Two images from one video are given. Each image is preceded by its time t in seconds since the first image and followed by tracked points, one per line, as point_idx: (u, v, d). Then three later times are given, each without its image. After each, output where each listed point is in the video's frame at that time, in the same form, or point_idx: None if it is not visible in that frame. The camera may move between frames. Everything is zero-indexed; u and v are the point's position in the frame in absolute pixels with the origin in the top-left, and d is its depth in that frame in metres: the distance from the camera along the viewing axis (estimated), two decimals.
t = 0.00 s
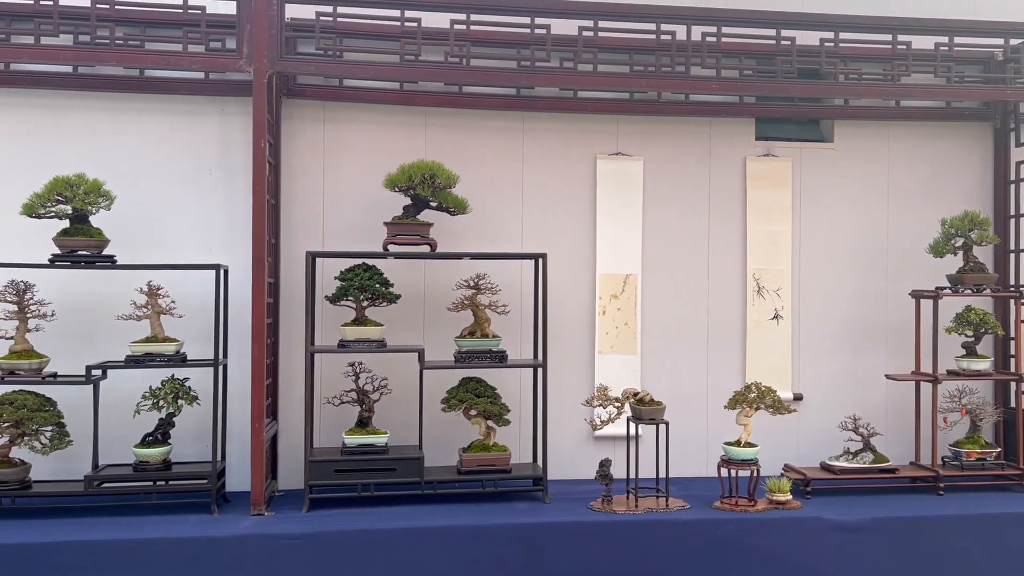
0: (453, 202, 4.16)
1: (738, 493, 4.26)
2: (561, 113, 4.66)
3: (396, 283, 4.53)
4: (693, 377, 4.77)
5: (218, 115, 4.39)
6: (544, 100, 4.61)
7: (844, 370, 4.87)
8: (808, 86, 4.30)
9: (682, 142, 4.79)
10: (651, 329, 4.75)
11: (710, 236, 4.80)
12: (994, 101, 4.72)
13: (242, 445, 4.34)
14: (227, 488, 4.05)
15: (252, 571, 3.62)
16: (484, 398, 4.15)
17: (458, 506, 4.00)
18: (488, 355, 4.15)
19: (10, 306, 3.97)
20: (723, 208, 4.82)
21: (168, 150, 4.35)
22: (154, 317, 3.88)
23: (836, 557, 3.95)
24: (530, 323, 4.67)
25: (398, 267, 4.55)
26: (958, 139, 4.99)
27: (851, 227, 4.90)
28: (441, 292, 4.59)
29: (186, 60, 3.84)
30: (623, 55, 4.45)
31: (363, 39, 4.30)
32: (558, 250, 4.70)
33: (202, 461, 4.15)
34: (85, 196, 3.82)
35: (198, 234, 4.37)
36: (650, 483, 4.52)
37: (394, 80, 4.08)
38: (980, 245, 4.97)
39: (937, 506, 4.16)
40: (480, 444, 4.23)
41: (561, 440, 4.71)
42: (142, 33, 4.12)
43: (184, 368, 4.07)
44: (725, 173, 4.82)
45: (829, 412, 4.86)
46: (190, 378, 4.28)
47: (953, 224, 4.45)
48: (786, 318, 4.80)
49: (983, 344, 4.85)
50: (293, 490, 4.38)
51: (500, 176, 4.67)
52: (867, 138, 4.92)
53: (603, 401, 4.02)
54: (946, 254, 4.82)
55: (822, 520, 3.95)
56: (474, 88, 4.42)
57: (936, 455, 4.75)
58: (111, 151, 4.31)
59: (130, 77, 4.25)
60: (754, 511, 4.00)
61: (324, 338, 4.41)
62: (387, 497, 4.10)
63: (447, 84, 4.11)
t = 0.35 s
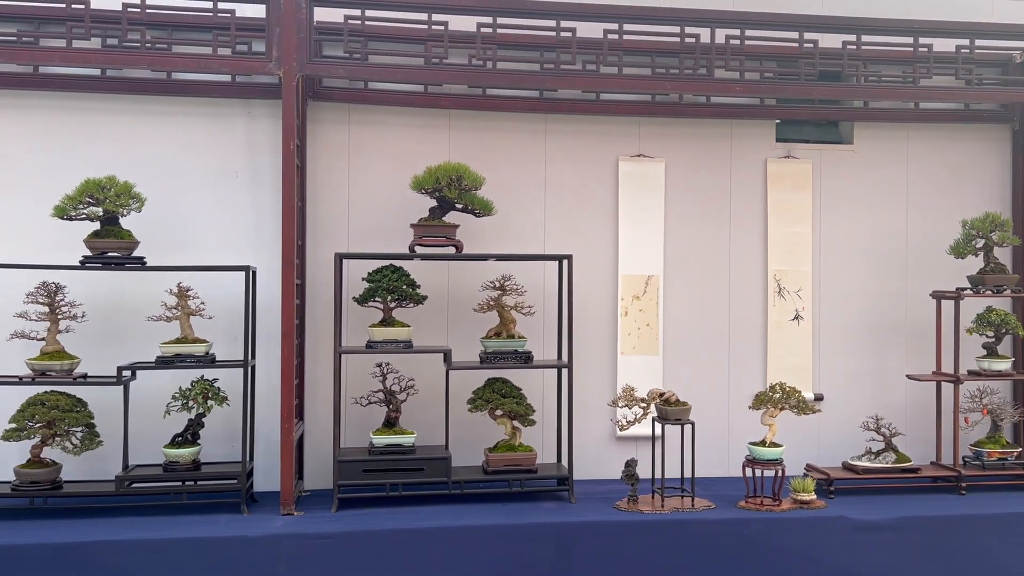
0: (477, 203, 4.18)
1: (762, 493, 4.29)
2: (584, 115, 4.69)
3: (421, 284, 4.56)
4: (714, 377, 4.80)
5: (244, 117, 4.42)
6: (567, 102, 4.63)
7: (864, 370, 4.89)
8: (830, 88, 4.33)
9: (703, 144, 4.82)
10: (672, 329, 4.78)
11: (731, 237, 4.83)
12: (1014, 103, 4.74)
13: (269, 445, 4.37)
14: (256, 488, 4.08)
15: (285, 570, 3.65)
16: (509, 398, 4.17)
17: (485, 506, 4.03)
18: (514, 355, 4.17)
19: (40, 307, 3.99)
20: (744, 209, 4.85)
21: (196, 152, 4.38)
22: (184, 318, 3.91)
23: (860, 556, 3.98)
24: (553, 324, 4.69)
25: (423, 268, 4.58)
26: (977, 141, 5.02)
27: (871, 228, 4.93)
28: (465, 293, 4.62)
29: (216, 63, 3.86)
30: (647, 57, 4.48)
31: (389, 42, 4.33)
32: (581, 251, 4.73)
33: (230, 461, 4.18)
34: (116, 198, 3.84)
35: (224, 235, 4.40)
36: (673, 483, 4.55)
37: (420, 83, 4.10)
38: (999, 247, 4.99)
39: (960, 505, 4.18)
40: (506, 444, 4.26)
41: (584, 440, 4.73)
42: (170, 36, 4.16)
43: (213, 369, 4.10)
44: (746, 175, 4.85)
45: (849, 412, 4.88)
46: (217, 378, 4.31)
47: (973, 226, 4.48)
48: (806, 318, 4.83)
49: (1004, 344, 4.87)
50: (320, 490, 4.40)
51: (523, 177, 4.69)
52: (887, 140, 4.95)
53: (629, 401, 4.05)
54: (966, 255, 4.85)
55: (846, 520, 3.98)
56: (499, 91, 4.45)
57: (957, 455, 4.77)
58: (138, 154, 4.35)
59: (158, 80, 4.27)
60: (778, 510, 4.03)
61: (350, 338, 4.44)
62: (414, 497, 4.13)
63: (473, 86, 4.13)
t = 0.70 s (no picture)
0: (506, 207, 4.22)
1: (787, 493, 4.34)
2: (609, 118, 4.73)
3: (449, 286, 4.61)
4: (738, 379, 4.85)
5: (275, 121, 4.47)
6: (592, 106, 4.67)
7: (886, 371, 4.94)
8: (855, 93, 4.37)
9: (727, 148, 4.87)
10: (696, 331, 4.82)
11: (754, 240, 4.88)
12: None
13: (300, 446, 4.41)
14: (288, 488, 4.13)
15: (320, 569, 3.70)
16: (538, 399, 4.21)
17: (516, 506, 4.07)
18: (542, 357, 4.21)
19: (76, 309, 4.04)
20: (767, 212, 4.90)
21: (227, 156, 4.43)
22: (219, 320, 3.96)
23: (886, 555, 4.02)
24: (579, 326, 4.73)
25: (450, 270, 4.63)
26: (997, 144, 5.06)
27: (893, 231, 4.97)
28: (492, 295, 4.66)
29: (251, 68, 3.91)
30: (672, 62, 4.52)
31: (419, 47, 4.37)
32: (606, 253, 4.77)
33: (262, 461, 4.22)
34: (153, 203, 3.89)
35: (255, 238, 4.45)
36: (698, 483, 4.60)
37: (450, 88, 4.14)
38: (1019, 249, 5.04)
39: (984, 505, 4.23)
40: (534, 445, 4.31)
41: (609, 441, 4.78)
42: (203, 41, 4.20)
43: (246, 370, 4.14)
44: (769, 178, 4.90)
45: (871, 413, 4.93)
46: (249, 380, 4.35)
47: (996, 228, 4.53)
48: (829, 320, 4.88)
49: None
50: (349, 490, 4.45)
51: (549, 181, 4.74)
52: (908, 143, 5.00)
53: (658, 403, 4.09)
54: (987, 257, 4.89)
55: (873, 519, 4.02)
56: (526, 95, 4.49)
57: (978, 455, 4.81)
58: (171, 157, 4.39)
59: (190, 84, 4.31)
60: (805, 510, 4.08)
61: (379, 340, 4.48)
62: (444, 497, 4.18)
63: (503, 91, 4.17)
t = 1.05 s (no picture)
0: (531, 212, 4.25)
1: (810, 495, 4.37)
2: (631, 124, 4.76)
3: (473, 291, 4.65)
4: (758, 382, 4.88)
5: (300, 127, 4.50)
6: (615, 112, 4.70)
7: (904, 375, 4.97)
8: (878, 99, 4.40)
9: (746, 152, 4.91)
10: (717, 335, 4.86)
11: (774, 244, 4.92)
12: None
13: (326, 449, 4.45)
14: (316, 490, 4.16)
15: (352, 571, 3.73)
16: (563, 403, 4.24)
17: (542, 508, 4.11)
18: (567, 360, 4.24)
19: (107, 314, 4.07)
20: (787, 216, 4.93)
21: (254, 161, 4.46)
22: (249, 324, 3.99)
23: (911, 557, 4.06)
24: (601, 331, 4.76)
25: (474, 274, 4.66)
26: (1015, 149, 5.10)
27: (911, 235, 5.01)
28: (515, 299, 4.69)
29: (281, 75, 3.94)
30: (695, 68, 4.55)
31: (444, 53, 4.41)
32: (628, 258, 4.81)
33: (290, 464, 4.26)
34: (183, 208, 3.92)
35: (281, 243, 4.48)
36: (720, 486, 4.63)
37: (476, 95, 4.18)
38: None
39: (1006, 507, 4.26)
40: (559, 448, 4.34)
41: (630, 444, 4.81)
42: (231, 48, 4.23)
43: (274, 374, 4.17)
44: (789, 183, 4.94)
45: (890, 416, 4.97)
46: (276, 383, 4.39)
47: (1015, 232, 4.57)
48: (848, 324, 4.92)
49: None
50: (375, 493, 4.48)
51: (571, 186, 4.77)
52: (927, 148, 5.03)
53: (682, 406, 4.13)
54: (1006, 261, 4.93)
55: (897, 522, 4.05)
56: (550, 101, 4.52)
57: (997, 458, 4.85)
58: (198, 163, 4.43)
59: (216, 90, 4.34)
60: (829, 513, 4.11)
61: (406, 344, 4.53)
62: (471, 500, 4.21)
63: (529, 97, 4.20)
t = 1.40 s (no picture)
0: (559, 214, 4.27)
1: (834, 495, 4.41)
2: (655, 126, 4.79)
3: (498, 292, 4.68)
4: (780, 382, 4.91)
5: (327, 130, 4.54)
6: (639, 114, 4.72)
7: (925, 375, 5.01)
8: (902, 101, 4.42)
9: (768, 154, 4.94)
10: (739, 336, 4.89)
11: (796, 245, 4.95)
12: None
13: (354, 449, 4.48)
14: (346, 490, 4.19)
15: (385, 570, 3.76)
16: (589, 403, 4.27)
17: (570, 508, 4.14)
18: (593, 361, 4.27)
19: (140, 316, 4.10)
20: (808, 218, 4.96)
21: (281, 164, 4.49)
22: (280, 326, 4.02)
23: (936, 555, 4.09)
24: (624, 331, 4.80)
25: (499, 276, 4.69)
26: None
27: (932, 236, 5.04)
28: (540, 300, 4.72)
29: (312, 78, 3.97)
30: (720, 71, 4.58)
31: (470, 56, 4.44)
32: (651, 259, 4.84)
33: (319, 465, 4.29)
34: (216, 210, 3.95)
35: (309, 245, 4.52)
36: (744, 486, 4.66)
37: (503, 97, 4.20)
38: None
39: None
40: (585, 448, 4.37)
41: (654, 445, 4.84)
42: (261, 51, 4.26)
43: (304, 375, 4.20)
44: (811, 185, 4.97)
45: (912, 416, 5.00)
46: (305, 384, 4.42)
47: None
48: (870, 325, 4.95)
49: None
50: (402, 493, 4.51)
51: (595, 187, 4.81)
52: (947, 150, 5.06)
53: (709, 406, 4.16)
54: None
55: (922, 521, 4.09)
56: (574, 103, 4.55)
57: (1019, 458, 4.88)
58: (226, 166, 4.46)
59: (245, 93, 4.37)
60: (855, 512, 4.14)
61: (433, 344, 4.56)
62: (499, 500, 4.24)
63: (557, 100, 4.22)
